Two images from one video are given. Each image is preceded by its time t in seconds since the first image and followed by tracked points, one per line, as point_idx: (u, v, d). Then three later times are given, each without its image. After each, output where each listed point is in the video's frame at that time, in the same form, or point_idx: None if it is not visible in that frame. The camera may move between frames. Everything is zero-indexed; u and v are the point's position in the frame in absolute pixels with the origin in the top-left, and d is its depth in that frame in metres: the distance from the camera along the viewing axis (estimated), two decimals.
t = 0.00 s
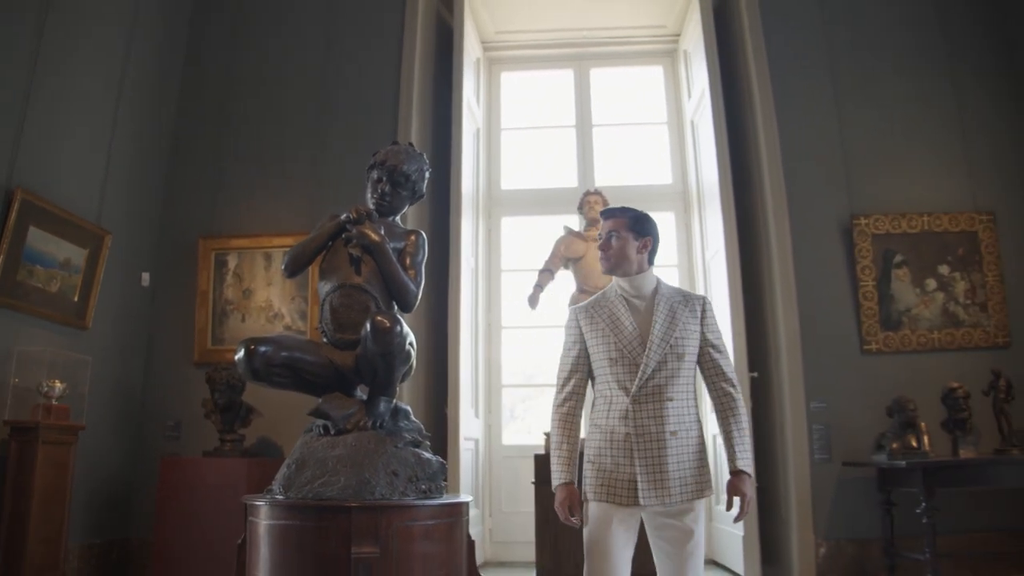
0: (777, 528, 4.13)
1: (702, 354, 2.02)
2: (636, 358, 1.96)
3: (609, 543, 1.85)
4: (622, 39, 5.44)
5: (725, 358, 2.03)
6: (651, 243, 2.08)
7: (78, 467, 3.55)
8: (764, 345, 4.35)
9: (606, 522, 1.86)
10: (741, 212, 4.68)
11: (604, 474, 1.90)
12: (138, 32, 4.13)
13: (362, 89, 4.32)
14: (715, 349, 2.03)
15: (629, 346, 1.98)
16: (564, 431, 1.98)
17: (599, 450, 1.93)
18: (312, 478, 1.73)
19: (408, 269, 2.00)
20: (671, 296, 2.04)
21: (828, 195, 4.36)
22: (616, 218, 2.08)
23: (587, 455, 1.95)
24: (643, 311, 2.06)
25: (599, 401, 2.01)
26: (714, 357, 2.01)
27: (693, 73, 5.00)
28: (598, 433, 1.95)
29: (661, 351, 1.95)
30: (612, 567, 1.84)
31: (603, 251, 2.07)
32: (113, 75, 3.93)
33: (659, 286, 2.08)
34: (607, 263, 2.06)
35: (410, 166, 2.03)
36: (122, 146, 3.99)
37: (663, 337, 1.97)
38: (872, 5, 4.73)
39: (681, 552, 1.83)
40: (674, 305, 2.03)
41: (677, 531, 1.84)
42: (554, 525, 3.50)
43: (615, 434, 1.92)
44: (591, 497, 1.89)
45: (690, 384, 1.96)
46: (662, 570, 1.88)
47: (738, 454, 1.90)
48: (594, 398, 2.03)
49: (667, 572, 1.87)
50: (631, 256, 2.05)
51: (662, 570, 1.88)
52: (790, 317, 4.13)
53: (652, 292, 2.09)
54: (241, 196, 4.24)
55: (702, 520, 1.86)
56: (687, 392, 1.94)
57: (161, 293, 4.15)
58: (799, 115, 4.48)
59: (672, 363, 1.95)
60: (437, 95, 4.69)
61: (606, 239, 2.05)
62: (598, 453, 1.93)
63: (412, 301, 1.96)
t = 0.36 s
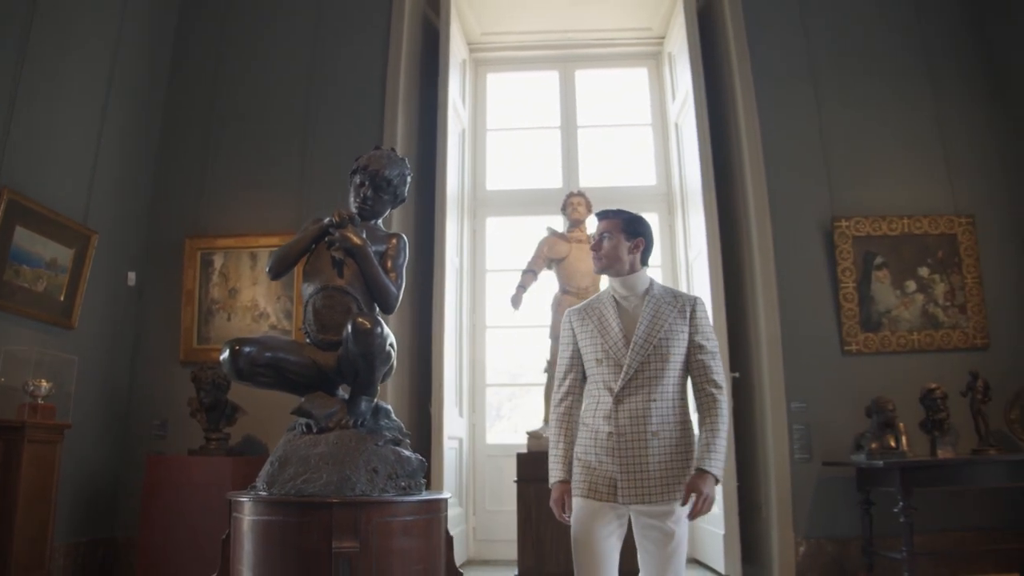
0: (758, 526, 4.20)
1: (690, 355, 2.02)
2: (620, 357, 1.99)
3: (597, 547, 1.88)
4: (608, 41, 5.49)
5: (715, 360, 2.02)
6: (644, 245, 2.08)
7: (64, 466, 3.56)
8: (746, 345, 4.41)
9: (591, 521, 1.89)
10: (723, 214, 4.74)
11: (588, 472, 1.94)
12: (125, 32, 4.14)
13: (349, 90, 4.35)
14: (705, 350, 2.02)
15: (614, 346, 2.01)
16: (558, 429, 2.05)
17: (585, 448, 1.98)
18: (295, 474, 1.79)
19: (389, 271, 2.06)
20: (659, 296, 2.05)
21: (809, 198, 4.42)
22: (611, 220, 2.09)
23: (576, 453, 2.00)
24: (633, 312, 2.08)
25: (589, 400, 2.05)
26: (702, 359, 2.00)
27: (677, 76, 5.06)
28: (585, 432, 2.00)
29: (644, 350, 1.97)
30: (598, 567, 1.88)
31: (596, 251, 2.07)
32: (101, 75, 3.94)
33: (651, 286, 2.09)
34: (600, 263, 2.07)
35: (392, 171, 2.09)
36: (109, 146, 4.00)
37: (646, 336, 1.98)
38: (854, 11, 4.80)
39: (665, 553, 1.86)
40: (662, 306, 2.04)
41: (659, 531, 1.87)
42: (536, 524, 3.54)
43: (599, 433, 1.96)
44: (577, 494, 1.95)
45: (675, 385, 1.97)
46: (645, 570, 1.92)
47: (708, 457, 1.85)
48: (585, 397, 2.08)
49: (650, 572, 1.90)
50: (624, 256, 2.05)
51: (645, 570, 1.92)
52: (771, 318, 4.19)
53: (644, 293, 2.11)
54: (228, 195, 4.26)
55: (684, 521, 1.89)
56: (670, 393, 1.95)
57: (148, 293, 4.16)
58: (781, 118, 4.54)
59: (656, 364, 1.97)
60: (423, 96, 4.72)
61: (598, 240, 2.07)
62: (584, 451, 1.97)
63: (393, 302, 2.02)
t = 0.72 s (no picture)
0: (742, 524, 4.25)
1: (671, 357, 2.05)
2: (600, 358, 2.04)
3: (579, 549, 1.92)
4: (596, 41, 5.54)
5: (695, 364, 2.06)
6: (628, 246, 2.12)
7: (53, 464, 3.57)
8: (732, 345, 4.47)
9: (575, 522, 1.94)
10: (710, 214, 4.80)
11: (566, 470, 1.98)
12: (115, 33, 4.15)
13: (339, 90, 4.37)
14: (685, 353, 2.05)
15: (595, 348, 2.06)
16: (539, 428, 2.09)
17: (565, 446, 2.02)
18: (282, 472, 1.83)
19: (374, 274, 2.12)
20: (641, 299, 2.09)
21: (794, 200, 4.48)
22: (596, 220, 2.12)
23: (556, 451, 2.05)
24: (614, 313, 2.12)
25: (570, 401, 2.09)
26: (682, 362, 2.04)
27: (665, 77, 5.10)
28: (564, 430, 2.04)
29: (623, 352, 2.01)
30: (580, 567, 1.93)
31: (581, 251, 2.11)
32: (91, 76, 3.96)
33: (634, 288, 2.13)
34: (584, 263, 2.10)
35: (377, 177, 2.15)
36: (98, 146, 4.01)
37: (626, 338, 2.02)
38: (839, 15, 4.86)
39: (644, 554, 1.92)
40: (643, 308, 2.07)
41: (637, 534, 1.92)
42: (522, 522, 3.59)
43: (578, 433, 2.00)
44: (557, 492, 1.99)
45: (654, 386, 2.01)
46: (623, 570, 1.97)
47: (681, 466, 1.90)
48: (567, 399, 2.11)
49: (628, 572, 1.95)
50: (608, 256, 2.09)
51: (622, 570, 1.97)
52: (756, 319, 4.25)
53: (627, 295, 2.15)
54: (217, 195, 4.28)
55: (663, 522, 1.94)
56: (649, 394, 1.99)
57: (138, 292, 4.18)
58: (767, 121, 4.60)
59: (636, 365, 2.01)
60: (412, 96, 4.75)
61: (582, 242, 2.10)
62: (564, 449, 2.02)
63: (378, 305, 2.08)
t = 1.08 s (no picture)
0: (731, 523, 4.30)
1: (650, 355, 2.12)
2: (582, 355, 2.08)
3: (562, 549, 1.94)
4: (587, 44, 5.58)
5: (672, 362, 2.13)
6: (605, 245, 2.16)
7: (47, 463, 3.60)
8: (721, 346, 4.52)
9: (557, 521, 1.97)
10: (700, 216, 4.84)
11: (550, 466, 2.01)
12: (110, 34, 4.18)
13: (331, 92, 4.40)
14: (664, 351, 2.13)
15: (577, 346, 2.10)
16: (519, 425, 2.10)
17: (547, 443, 2.04)
18: (271, 467, 1.87)
19: (362, 275, 2.15)
20: (621, 298, 2.15)
21: (783, 203, 4.53)
22: (573, 221, 2.15)
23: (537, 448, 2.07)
24: (594, 311, 2.17)
25: (549, 398, 2.12)
26: (661, 359, 2.11)
27: (655, 79, 5.15)
28: (546, 427, 2.07)
29: (606, 349, 2.06)
30: (562, 566, 1.94)
31: (559, 250, 2.14)
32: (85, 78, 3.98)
33: (612, 287, 2.19)
34: (563, 263, 2.13)
35: (366, 179, 2.18)
36: (93, 147, 4.04)
37: (608, 336, 2.08)
38: (827, 19, 4.91)
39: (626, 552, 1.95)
40: (624, 307, 2.14)
41: (619, 531, 1.95)
42: (512, 521, 3.62)
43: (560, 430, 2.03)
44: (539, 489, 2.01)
45: (635, 382, 2.07)
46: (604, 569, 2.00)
47: (671, 457, 1.98)
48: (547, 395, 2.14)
49: (609, 571, 1.98)
50: (585, 255, 2.13)
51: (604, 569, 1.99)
52: (745, 319, 4.29)
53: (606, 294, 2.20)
54: (211, 196, 4.30)
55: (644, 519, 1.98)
56: (630, 390, 2.05)
57: (132, 293, 4.20)
58: (756, 123, 4.65)
59: (617, 362, 2.06)
60: (404, 98, 4.78)
61: (561, 241, 2.14)
62: (546, 446, 2.04)
63: (366, 304, 2.12)
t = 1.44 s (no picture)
0: (724, 522, 4.33)
1: (628, 352, 2.21)
2: (564, 352, 2.15)
3: (547, 553, 2.00)
4: (582, 45, 5.61)
5: (649, 361, 2.22)
6: (583, 244, 2.24)
7: (44, 462, 3.62)
8: (714, 345, 4.56)
9: (540, 522, 2.03)
10: (694, 217, 4.88)
11: (531, 462, 2.07)
12: (107, 35, 4.21)
13: (327, 94, 4.43)
14: (641, 349, 2.22)
15: (558, 343, 2.17)
16: (500, 421, 2.15)
17: (530, 439, 2.10)
18: (264, 463, 1.91)
19: (353, 275, 2.18)
20: (601, 298, 2.24)
21: (775, 204, 4.57)
22: (551, 220, 2.23)
23: (519, 444, 2.12)
24: (574, 310, 2.25)
25: (531, 395, 2.18)
26: (638, 357, 2.20)
27: (649, 81, 5.19)
28: (529, 423, 2.13)
29: (586, 346, 2.14)
30: (546, 567, 2.00)
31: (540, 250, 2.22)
32: (82, 79, 4.01)
33: (590, 287, 2.27)
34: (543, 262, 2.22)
35: (357, 181, 2.21)
36: (90, 148, 4.07)
37: (588, 334, 2.16)
38: (820, 21, 4.95)
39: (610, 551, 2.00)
40: (603, 306, 2.23)
41: (602, 531, 2.01)
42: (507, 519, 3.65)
43: (542, 425, 2.09)
44: (522, 485, 2.05)
45: (614, 379, 2.15)
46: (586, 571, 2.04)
47: (640, 457, 2.03)
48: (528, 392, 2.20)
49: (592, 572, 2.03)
50: (565, 251, 2.21)
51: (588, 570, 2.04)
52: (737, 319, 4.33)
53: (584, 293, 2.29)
54: (207, 196, 4.33)
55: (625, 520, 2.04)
56: (610, 386, 2.12)
57: (129, 293, 4.23)
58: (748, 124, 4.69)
59: (597, 359, 2.14)
60: (399, 100, 4.82)
61: (541, 241, 2.22)
62: (529, 441, 2.10)
63: (357, 304, 2.15)
